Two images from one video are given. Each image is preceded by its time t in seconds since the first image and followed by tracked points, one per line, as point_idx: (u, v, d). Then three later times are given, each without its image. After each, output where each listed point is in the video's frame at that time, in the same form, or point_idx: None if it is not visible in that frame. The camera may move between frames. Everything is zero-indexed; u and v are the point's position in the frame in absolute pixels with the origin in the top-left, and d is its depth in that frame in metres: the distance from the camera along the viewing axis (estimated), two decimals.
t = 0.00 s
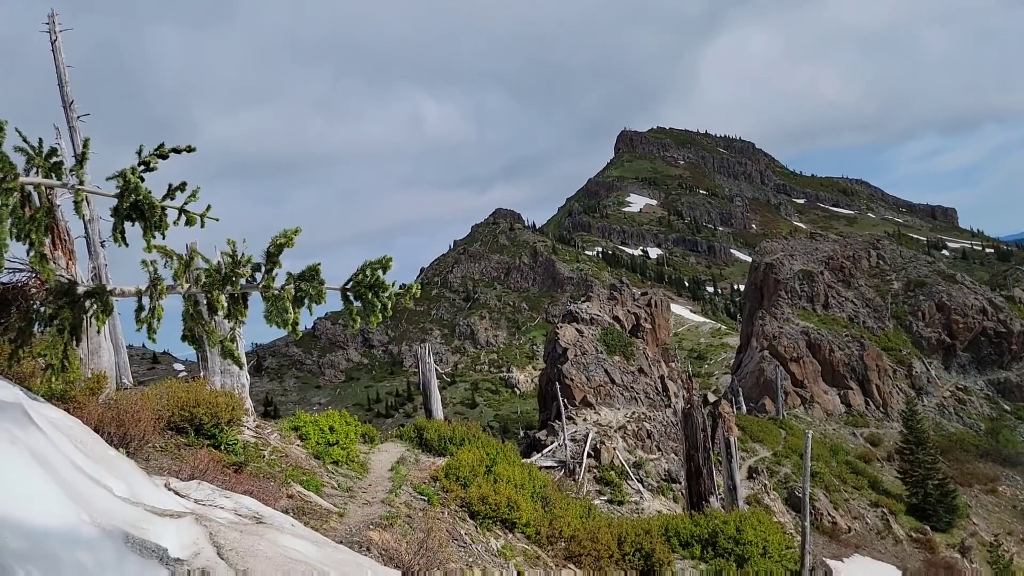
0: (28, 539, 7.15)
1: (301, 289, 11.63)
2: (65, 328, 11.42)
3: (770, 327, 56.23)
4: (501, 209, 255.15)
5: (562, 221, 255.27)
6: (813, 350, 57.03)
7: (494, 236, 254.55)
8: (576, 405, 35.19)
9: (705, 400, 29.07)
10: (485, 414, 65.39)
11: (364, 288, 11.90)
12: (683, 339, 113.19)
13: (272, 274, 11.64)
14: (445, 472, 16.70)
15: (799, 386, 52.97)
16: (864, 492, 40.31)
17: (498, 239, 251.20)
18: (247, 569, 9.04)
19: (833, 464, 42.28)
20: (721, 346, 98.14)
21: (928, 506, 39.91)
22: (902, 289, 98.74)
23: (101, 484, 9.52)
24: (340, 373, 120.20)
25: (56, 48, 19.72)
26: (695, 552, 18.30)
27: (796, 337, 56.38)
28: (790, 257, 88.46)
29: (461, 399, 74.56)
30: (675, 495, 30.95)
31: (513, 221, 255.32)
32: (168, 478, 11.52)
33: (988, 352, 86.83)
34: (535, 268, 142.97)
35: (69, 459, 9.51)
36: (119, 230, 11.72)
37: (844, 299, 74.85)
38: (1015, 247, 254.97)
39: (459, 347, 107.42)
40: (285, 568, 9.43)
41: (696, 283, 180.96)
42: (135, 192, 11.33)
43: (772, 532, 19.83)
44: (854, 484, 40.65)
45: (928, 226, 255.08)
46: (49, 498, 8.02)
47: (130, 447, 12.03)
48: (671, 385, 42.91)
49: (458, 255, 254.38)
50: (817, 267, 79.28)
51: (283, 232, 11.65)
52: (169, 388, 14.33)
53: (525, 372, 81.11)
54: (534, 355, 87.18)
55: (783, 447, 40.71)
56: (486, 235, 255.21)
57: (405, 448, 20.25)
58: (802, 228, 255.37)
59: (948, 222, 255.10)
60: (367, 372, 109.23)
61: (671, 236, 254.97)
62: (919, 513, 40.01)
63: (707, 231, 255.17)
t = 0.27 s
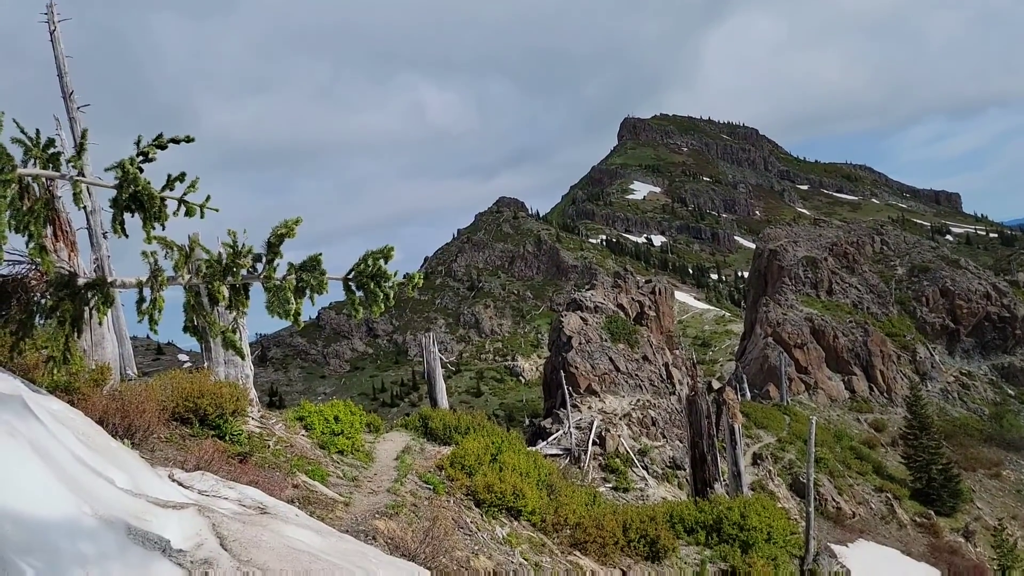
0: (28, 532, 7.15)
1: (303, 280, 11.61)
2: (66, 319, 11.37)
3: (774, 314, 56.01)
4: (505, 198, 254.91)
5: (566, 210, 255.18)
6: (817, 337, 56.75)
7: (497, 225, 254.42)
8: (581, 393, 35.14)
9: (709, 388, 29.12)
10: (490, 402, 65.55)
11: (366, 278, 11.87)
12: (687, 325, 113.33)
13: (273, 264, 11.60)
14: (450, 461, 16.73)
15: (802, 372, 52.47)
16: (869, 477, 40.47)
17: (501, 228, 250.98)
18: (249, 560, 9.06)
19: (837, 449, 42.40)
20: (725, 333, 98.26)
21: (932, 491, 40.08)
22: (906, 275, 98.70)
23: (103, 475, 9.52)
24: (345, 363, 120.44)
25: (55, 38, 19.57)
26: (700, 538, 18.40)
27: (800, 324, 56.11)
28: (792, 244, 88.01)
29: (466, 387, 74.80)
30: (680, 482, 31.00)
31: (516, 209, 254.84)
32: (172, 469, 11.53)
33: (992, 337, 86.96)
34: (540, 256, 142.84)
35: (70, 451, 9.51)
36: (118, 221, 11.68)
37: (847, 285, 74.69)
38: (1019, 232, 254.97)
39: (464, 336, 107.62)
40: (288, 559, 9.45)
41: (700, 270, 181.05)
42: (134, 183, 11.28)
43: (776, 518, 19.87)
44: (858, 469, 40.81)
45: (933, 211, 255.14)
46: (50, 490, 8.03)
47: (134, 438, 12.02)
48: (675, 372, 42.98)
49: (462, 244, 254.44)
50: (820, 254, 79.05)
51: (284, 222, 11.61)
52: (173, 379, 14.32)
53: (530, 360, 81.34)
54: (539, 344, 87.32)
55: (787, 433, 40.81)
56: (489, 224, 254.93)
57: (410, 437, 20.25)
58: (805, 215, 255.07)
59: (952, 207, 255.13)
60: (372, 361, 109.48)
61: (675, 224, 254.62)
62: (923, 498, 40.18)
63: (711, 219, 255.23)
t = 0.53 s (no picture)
0: (35, 524, 7.17)
1: (306, 275, 11.60)
2: (70, 314, 11.38)
3: (775, 312, 55.91)
4: (508, 194, 254.96)
5: (568, 207, 255.30)
6: (818, 336, 56.86)
7: (499, 221, 254.60)
8: (582, 390, 35.24)
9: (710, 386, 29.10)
10: (492, 399, 65.66)
11: (369, 273, 11.87)
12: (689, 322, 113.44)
13: (276, 259, 11.60)
14: (452, 457, 16.75)
15: (804, 370, 52.49)
16: (869, 476, 40.50)
17: (502, 225, 251.07)
18: (253, 554, 9.07)
19: (838, 448, 42.37)
20: (726, 331, 98.36)
21: (933, 490, 40.12)
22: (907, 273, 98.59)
23: (106, 469, 9.53)
24: (347, 358, 120.48)
25: (59, 34, 19.58)
26: (701, 535, 18.40)
27: (801, 322, 56.19)
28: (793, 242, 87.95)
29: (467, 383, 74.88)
30: (681, 479, 30.93)
31: (518, 207, 255.18)
32: (175, 464, 11.56)
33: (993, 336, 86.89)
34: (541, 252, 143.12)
35: (74, 444, 9.52)
36: (122, 217, 11.69)
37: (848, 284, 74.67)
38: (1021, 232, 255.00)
39: (466, 332, 107.73)
40: (292, 553, 9.45)
41: (702, 267, 181.03)
42: (138, 178, 11.30)
43: (778, 516, 19.85)
44: (859, 467, 40.83)
45: (935, 210, 255.13)
46: (55, 482, 8.04)
47: (137, 433, 12.05)
48: (677, 369, 42.98)
49: (463, 241, 254.46)
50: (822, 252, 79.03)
51: (288, 218, 11.60)
52: (175, 374, 14.32)
53: (532, 357, 81.39)
54: (541, 341, 87.33)
55: (788, 432, 40.79)
56: (491, 222, 255.11)
57: (412, 433, 20.28)
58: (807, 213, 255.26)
59: (954, 207, 255.00)
60: (373, 357, 109.52)
61: (677, 221, 254.43)
62: (924, 497, 40.19)
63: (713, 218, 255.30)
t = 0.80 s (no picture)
0: (28, 521, 7.14)
1: (301, 272, 11.58)
2: (64, 310, 11.34)
3: (773, 309, 55.93)
4: (506, 190, 254.82)
5: (566, 204, 255.18)
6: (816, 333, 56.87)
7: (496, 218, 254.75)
8: (580, 386, 35.36)
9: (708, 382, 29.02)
10: (490, 395, 65.78)
11: (365, 270, 11.84)
12: (686, 319, 113.62)
13: (272, 255, 11.59)
14: (449, 453, 16.72)
15: (802, 367, 52.51)
16: (866, 473, 40.59)
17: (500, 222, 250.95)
18: (247, 550, 9.07)
19: (835, 444, 42.40)
20: (723, 328, 98.63)
21: (930, 487, 40.31)
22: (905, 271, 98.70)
23: (100, 465, 9.50)
24: (344, 354, 120.39)
25: (55, 28, 19.49)
26: (698, 531, 18.39)
27: (799, 319, 56.15)
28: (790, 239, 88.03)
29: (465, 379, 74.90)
30: (678, 475, 30.99)
31: (517, 204, 255.03)
32: (170, 460, 11.55)
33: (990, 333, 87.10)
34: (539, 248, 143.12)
35: (67, 440, 9.49)
36: (117, 212, 11.65)
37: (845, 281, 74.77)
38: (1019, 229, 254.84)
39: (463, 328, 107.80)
40: (286, 549, 9.45)
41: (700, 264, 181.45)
42: (133, 174, 11.27)
43: (774, 511, 19.92)
44: (856, 464, 40.95)
45: (933, 208, 255.37)
46: (48, 478, 8.01)
47: (133, 428, 12.03)
48: (675, 366, 43.03)
49: (461, 238, 254.43)
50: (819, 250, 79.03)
51: (283, 214, 11.56)
52: (172, 370, 14.29)
53: (530, 354, 81.40)
54: (539, 337, 87.36)
55: (785, 429, 40.79)
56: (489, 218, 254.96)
57: (409, 429, 20.28)
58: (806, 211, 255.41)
59: (952, 205, 255.13)
60: (371, 353, 109.50)
61: (676, 218, 254.48)
62: (920, 493, 40.37)
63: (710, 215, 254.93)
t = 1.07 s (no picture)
0: None
1: (276, 266, 11.49)
2: (32, 303, 11.10)
3: (749, 306, 56.45)
4: (486, 185, 254.97)
5: (545, 200, 255.23)
6: (791, 330, 57.50)
7: (476, 214, 254.41)
8: (558, 382, 35.39)
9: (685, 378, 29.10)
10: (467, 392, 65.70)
11: (340, 265, 11.77)
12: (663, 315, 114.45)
13: (245, 249, 11.48)
14: (426, 449, 16.66)
15: (776, 364, 53.09)
16: (838, 469, 41.19)
17: (480, 218, 250.14)
18: (217, 547, 8.94)
19: (809, 440, 42.95)
20: (700, 325, 99.55)
21: (901, 483, 41.15)
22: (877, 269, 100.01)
23: (67, 461, 9.33)
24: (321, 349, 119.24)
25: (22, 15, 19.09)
26: (673, 527, 18.48)
27: (775, 316, 56.71)
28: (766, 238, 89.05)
29: (443, 375, 74.69)
30: (654, 471, 31.51)
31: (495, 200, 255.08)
32: (141, 455, 11.38)
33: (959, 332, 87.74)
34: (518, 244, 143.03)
35: (33, 436, 9.30)
36: (87, 204, 11.45)
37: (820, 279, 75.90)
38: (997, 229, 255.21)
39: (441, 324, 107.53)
40: (257, 546, 9.34)
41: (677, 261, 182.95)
42: (103, 166, 11.07)
43: (749, 507, 20.32)
44: (829, 460, 41.57)
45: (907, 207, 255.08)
46: (13, 474, 7.82)
47: (103, 424, 11.84)
48: (652, 362, 43.31)
49: (441, 233, 253.46)
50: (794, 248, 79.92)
51: (257, 207, 11.47)
52: (144, 365, 14.07)
53: (508, 350, 81.32)
54: (517, 333, 87.39)
55: (760, 424, 41.13)
56: (468, 214, 254.38)
57: (387, 425, 20.20)
58: (782, 208, 255.10)
59: (928, 204, 255.17)
60: (348, 349, 108.75)
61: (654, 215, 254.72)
62: (890, 489, 41.07)
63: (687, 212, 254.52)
